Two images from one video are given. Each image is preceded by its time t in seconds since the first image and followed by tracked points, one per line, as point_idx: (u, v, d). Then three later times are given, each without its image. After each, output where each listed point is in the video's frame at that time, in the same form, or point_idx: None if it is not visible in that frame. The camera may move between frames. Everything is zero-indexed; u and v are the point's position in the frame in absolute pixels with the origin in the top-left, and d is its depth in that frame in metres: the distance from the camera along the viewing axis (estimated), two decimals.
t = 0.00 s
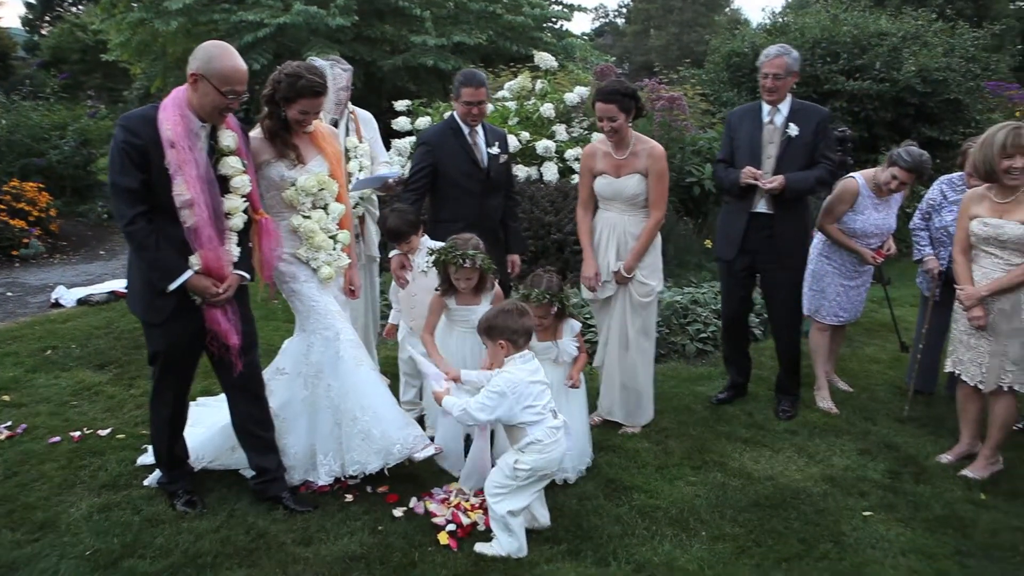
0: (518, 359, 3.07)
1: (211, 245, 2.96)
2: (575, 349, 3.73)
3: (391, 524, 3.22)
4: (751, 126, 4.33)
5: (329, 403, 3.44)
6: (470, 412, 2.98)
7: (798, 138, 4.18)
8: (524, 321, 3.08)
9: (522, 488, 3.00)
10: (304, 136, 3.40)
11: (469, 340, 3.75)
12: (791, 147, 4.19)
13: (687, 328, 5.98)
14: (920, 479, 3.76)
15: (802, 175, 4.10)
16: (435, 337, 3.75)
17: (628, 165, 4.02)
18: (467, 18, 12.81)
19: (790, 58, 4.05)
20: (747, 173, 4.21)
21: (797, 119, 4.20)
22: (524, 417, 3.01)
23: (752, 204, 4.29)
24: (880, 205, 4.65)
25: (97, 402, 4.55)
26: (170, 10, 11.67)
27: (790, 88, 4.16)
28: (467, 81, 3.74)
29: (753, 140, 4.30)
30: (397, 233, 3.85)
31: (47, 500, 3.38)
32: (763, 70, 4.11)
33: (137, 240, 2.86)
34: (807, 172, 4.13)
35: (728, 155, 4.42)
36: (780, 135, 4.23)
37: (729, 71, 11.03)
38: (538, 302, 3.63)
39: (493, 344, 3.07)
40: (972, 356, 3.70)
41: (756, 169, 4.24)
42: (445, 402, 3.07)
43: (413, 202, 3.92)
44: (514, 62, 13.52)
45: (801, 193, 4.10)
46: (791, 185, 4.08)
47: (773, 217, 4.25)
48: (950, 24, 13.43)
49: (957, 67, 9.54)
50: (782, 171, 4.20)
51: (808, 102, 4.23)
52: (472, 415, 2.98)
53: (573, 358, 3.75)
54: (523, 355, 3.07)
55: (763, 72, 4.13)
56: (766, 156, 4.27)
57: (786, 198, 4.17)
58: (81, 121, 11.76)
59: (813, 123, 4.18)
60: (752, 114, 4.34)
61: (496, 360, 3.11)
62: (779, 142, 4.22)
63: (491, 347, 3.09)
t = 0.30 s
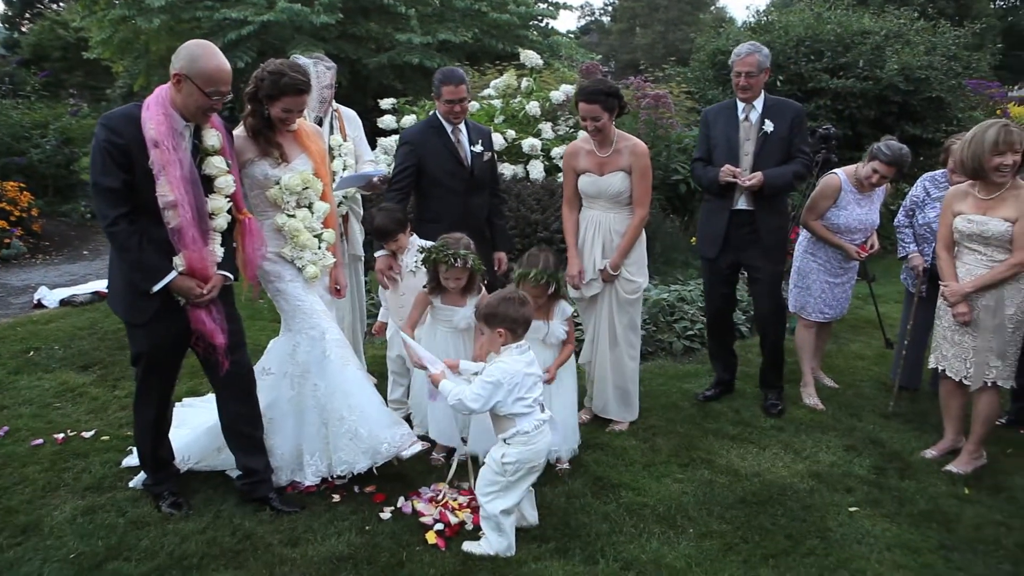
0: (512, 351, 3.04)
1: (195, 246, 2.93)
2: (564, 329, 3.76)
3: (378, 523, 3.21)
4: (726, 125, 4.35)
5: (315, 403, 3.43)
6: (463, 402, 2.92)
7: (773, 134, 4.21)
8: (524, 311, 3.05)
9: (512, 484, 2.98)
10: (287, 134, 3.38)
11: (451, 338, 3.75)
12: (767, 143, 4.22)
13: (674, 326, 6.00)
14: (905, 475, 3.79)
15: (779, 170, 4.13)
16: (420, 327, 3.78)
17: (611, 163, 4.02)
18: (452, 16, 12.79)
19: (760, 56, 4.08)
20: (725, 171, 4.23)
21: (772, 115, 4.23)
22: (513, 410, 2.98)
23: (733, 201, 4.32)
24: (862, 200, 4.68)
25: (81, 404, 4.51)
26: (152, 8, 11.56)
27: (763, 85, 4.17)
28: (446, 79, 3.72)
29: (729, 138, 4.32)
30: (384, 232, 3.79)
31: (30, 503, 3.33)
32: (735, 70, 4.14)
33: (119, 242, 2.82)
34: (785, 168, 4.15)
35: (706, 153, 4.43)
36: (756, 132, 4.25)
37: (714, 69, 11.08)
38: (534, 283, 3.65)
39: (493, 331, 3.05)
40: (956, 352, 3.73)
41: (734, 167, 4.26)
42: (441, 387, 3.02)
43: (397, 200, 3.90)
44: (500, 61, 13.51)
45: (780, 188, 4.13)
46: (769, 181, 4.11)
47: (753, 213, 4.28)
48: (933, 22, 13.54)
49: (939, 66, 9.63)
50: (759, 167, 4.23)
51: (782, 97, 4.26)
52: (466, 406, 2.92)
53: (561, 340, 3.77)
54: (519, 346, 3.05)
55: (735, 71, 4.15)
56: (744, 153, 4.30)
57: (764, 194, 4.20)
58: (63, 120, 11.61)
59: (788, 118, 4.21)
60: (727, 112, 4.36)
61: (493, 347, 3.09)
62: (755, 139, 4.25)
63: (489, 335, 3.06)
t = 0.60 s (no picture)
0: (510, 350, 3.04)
1: (211, 252, 2.93)
2: (552, 315, 3.73)
3: (377, 524, 3.21)
4: (726, 125, 4.35)
5: (315, 404, 3.43)
6: (465, 397, 2.94)
7: (773, 135, 4.20)
8: (530, 307, 3.06)
9: (509, 482, 2.97)
10: (284, 135, 3.38)
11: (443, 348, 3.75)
12: (766, 144, 4.22)
13: (672, 326, 6.01)
14: (904, 475, 3.80)
15: (777, 172, 4.13)
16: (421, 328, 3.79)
17: (608, 162, 4.02)
18: (451, 17, 12.80)
19: (761, 57, 4.06)
20: (723, 172, 4.23)
21: (772, 116, 4.22)
22: (510, 406, 2.98)
23: (730, 202, 4.32)
24: (859, 198, 4.69)
25: (79, 405, 4.50)
26: (151, 9, 11.56)
27: (763, 86, 4.17)
28: (440, 80, 3.70)
29: (728, 139, 4.32)
30: (385, 233, 3.79)
31: (28, 505, 3.33)
32: (735, 70, 4.13)
33: (137, 244, 2.84)
34: (783, 169, 4.16)
35: (705, 153, 4.44)
36: (755, 133, 4.25)
37: (713, 69, 11.09)
38: (541, 258, 3.66)
39: (496, 326, 3.06)
40: (955, 352, 3.72)
41: (732, 167, 4.26)
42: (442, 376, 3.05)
43: (393, 202, 3.90)
44: (498, 61, 13.52)
45: (778, 189, 4.13)
46: (767, 183, 4.11)
47: (751, 213, 4.28)
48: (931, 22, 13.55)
49: (937, 66, 9.63)
50: (757, 168, 4.23)
51: (783, 98, 4.25)
52: (465, 399, 2.94)
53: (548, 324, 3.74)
54: (521, 343, 3.06)
55: (736, 72, 4.14)
56: (743, 154, 4.30)
57: (763, 195, 4.20)
58: (62, 121, 11.60)
59: (788, 119, 4.21)
60: (728, 113, 4.36)
61: (496, 340, 3.10)
62: (754, 141, 4.25)
63: (495, 328, 3.06)
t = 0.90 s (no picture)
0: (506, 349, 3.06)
1: (256, 250, 2.96)
2: (550, 313, 3.69)
3: (377, 526, 3.22)
4: (736, 126, 4.36)
5: (320, 405, 3.42)
6: (462, 394, 2.95)
7: (782, 138, 4.20)
8: (529, 306, 3.07)
9: (507, 481, 2.97)
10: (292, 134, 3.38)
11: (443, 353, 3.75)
12: (775, 147, 4.21)
13: (673, 327, 6.01)
14: (904, 476, 3.80)
15: (784, 175, 4.11)
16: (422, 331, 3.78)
17: (609, 162, 4.02)
18: (451, 18, 12.82)
19: (773, 59, 4.07)
20: (729, 174, 4.23)
21: (782, 118, 4.22)
22: (507, 403, 2.98)
23: (736, 203, 4.32)
24: (857, 197, 4.71)
25: (80, 406, 4.51)
26: (152, 10, 11.58)
27: (774, 89, 4.17)
28: (439, 83, 3.71)
29: (738, 140, 4.33)
30: (393, 230, 3.74)
31: (29, 506, 3.33)
32: (747, 72, 4.13)
33: (179, 242, 2.84)
34: (790, 172, 4.14)
35: (715, 154, 4.45)
36: (764, 135, 4.25)
37: (713, 71, 11.10)
38: (526, 260, 3.62)
39: (495, 323, 3.06)
40: (956, 352, 3.73)
41: (739, 169, 4.27)
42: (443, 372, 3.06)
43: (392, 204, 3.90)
44: (498, 62, 13.53)
45: (783, 192, 4.11)
46: (773, 185, 4.10)
47: (757, 216, 4.28)
48: (931, 23, 13.56)
49: (937, 67, 9.62)
50: (765, 170, 4.23)
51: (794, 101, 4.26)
52: (462, 397, 2.94)
53: (547, 323, 3.71)
54: (520, 339, 3.08)
55: (746, 73, 4.14)
56: (751, 156, 4.31)
57: (768, 198, 4.19)
58: (63, 122, 11.61)
59: (797, 122, 4.20)
60: (739, 114, 4.37)
61: (495, 338, 3.10)
62: (763, 143, 4.25)
63: (494, 326, 3.07)
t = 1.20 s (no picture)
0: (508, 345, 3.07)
1: (271, 244, 3.00)
2: (553, 309, 3.73)
3: (375, 527, 3.22)
4: (744, 128, 4.36)
5: (329, 404, 3.43)
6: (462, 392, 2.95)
7: (791, 141, 4.21)
8: (530, 303, 3.07)
9: (505, 480, 2.98)
10: (303, 134, 3.40)
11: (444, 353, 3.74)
12: (784, 149, 4.22)
13: (671, 329, 6.02)
14: (901, 477, 3.81)
15: (793, 178, 4.12)
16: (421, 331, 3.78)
17: (609, 164, 4.04)
18: (450, 21, 12.84)
19: (784, 61, 4.08)
20: (737, 176, 4.25)
21: (791, 121, 4.23)
22: (501, 401, 2.98)
23: (744, 206, 4.32)
24: (852, 198, 4.74)
25: (78, 408, 4.51)
26: (151, 12, 11.58)
27: (784, 91, 4.18)
28: (438, 86, 3.72)
29: (746, 142, 4.33)
30: (399, 228, 3.75)
31: (27, 508, 3.33)
32: (758, 73, 4.13)
33: (191, 233, 2.85)
34: (799, 175, 4.15)
35: (722, 156, 4.47)
36: (774, 137, 4.25)
37: (712, 73, 11.11)
38: (522, 260, 3.61)
39: (494, 321, 3.06)
40: (953, 354, 3.74)
41: (747, 172, 4.27)
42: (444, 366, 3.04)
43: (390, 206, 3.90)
44: (497, 65, 13.53)
45: (791, 195, 4.12)
46: (781, 188, 4.12)
47: (764, 220, 4.28)
48: (929, 26, 13.59)
49: (935, 70, 9.65)
50: (774, 173, 4.24)
51: (804, 103, 4.27)
52: (461, 395, 2.95)
53: (550, 320, 3.75)
54: (519, 339, 3.08)
55: (757, 75, 4.15)
56: (759, 158, 4.30)
57: (777, 201, 4.20)
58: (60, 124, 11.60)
59: (808, 125, 4.22)
60: (747, 116, 4.38)
61: (494, 336, 3.11)
62: (772, 145, 4.25)
63: (492, 323, 3.07)
